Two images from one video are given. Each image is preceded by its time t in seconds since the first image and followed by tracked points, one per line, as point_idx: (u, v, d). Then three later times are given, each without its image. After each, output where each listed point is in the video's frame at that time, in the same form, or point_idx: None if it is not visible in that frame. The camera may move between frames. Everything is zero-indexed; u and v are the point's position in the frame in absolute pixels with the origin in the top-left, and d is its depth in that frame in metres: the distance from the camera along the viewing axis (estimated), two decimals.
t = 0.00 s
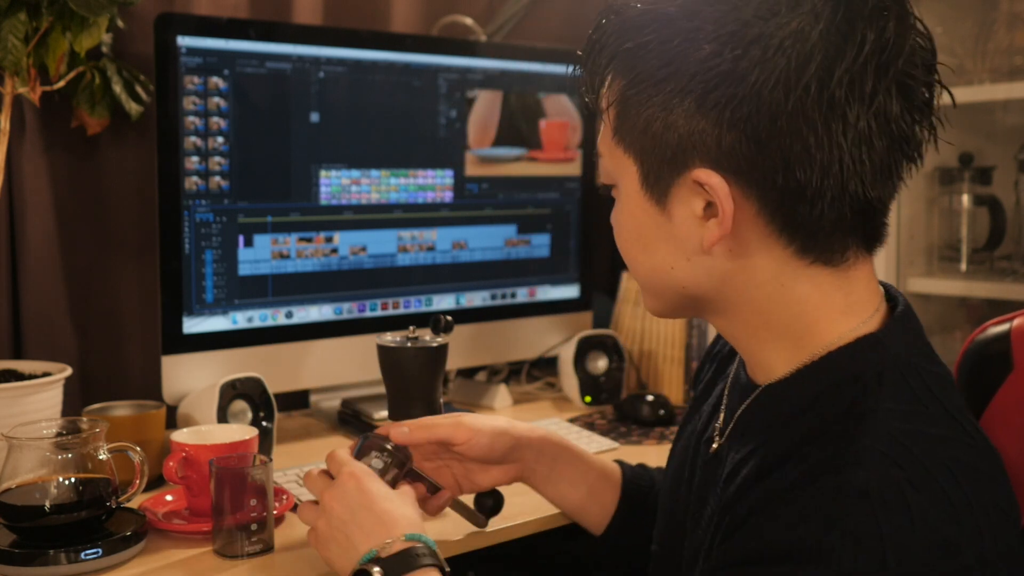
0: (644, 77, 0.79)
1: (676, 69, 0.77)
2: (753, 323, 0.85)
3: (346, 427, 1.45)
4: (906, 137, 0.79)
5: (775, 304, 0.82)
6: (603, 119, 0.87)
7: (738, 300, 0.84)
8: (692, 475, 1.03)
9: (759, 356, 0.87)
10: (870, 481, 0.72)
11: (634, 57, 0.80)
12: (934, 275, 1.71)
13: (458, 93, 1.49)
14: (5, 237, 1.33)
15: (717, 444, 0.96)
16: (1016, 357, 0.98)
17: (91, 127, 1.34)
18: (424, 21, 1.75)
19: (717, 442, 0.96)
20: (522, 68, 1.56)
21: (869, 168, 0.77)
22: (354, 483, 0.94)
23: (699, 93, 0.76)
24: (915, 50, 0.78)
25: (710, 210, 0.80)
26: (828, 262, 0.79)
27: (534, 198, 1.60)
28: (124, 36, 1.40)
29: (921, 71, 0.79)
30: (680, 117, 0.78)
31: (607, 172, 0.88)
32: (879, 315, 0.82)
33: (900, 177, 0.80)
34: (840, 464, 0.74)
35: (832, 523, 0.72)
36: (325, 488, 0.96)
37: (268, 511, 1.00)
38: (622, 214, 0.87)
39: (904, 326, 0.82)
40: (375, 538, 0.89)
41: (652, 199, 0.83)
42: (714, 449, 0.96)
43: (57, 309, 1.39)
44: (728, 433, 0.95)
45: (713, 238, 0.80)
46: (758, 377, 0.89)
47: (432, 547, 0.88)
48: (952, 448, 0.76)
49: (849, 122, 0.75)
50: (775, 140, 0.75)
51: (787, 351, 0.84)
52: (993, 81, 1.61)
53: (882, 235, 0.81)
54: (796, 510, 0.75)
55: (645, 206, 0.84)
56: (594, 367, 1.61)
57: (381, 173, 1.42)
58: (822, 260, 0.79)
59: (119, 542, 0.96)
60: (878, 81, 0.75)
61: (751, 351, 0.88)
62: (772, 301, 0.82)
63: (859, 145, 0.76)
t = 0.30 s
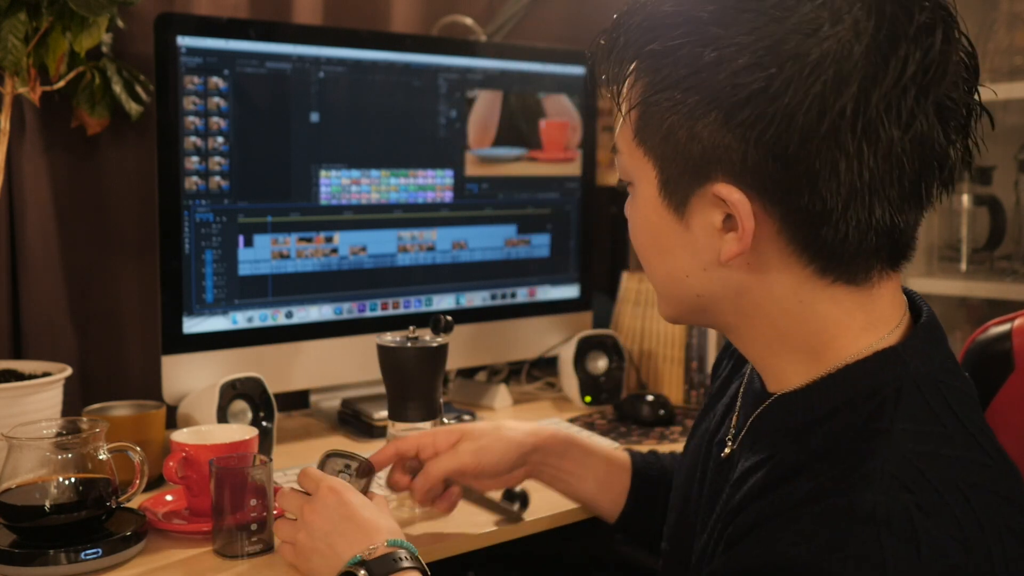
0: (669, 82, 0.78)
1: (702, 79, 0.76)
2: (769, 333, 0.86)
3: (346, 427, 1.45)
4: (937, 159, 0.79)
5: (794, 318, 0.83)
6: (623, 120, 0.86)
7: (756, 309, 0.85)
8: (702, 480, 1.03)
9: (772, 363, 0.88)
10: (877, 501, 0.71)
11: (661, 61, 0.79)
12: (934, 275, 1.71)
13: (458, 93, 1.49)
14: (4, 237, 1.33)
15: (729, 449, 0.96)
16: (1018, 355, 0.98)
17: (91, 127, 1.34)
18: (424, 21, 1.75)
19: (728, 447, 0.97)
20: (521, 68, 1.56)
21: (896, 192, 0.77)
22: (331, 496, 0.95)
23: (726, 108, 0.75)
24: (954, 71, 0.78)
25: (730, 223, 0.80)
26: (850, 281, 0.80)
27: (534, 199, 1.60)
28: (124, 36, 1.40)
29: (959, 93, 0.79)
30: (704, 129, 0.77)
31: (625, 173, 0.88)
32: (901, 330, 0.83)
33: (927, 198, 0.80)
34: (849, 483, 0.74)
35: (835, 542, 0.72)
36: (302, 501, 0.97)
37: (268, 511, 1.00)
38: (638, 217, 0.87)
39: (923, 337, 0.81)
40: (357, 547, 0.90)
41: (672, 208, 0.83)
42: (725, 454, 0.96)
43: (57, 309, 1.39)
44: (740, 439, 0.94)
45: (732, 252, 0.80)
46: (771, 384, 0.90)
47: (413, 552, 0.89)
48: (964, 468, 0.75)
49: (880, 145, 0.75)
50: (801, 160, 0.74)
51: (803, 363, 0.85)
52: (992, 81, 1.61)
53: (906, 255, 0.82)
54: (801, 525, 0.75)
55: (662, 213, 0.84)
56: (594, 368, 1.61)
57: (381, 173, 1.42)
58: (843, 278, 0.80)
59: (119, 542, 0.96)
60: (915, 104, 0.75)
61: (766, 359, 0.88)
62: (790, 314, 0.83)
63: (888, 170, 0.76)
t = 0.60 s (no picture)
0: (652, 85, 0.79)
1: (684, 83, 0.77)
2: (751, 334, 0.86)
3: (346, 427, 1.45)
4: (915, 166, 0.79)
5: (776, 322, 0.83)
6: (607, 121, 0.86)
7: (740, 312, 0.85)
8: (695, 484, 1.02)
9: (757, 366, 0.88)
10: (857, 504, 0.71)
11: (645, 64, 0.79)
12: (933, 275, 1.71)
13: (458, 93, 1.49)
14: (5, 237, 1.33)
15: (720, 452, 0.96)
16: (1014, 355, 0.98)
17: (91, 127, 1.34)
18: (424, 21, 1.75)
19: (718, 451, 0.97)
20: (521, 68, 1.56)
21: (874, 198, 0.77)
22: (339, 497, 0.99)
23: (705, 113, 0.76)
24: (935, 79, 0.78)
25: (710, 226, 0.80)
26: (832, 285, 0.80)
27: (534, 198, 1.60)
28: (124, 36, 1.40)
29: (940, 101, 0.79)
30: (684, 133, 0.77)
31: (608, 173, 0.88)
32: (884, 333, 0.83)
33: (905, 205, 0.80)
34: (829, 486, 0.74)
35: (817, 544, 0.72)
36: (312, 497, 1.00)
37: (268, 511, 1.00)
38: (621, 217, 0.87)
39: (913, 339, 0.82)
40: (368, 544, 0.94)
41: (653, 210, 0.83)
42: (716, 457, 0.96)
43: (57, 309, 1.39)
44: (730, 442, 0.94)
45: (710, 256, 0.80)
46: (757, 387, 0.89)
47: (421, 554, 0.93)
48: (948, 471, 0.75)
49: (858, 151, 0.75)
50: (778, 166, 0.75)
51: (785, 366, 0.85)
52: (992, 81, 1.61)
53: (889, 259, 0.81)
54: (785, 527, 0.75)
55: (644, 215, 0.84)
56: (594, 367, 1.61)
57: (381, 173, 1.42)
58: (824, 282, 0.80)
59: (119, 542, 0.96)
60: (894, 112, 0.75)
61: (751, 362, 0.88)
62: (773, 316, 0.83)
63: (866, 177, 0.76)
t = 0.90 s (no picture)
0: (640, 80, 0.79)
1: (672, 77, 0.78)
2: (739, 328, 0.85)
3: (347, 427, 1.45)
4: (895, 157, 0.80)
5: (765, 314, 0.83)
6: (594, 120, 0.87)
7: (728, 306, 0.84)
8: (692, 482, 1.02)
9: (749, 360, 0.87)
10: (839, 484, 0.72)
11: (633, 60, 0.80)
12: (933, 275, 1.71)
13: (458, 93, 1.49)
14: (5, 237, 1.33)
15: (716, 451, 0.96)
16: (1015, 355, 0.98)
17: (91, 127, 1.34)
18: (424, 21, 1.75)
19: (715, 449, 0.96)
20: (522, 68, 1.56)
21: (857, 188, 0.77)
22: (351, 492, 1.01)
23: (694, 104, 0.76)
24: (910, 74, 0.79)
25: (698, 218, 0.80)
26: (819, 275, 0.80)
27: (534, 198, 1.60)
28: (124, 36, 1.40)
29: (915, 95, 0.80)
30: (674, 125, 0.78)
31: (595, 173, 0.88)
32: (870, 324, 0.83)
33: (887, 197, 0.81)
34: (812, 469, 0.74)
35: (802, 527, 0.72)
36: (321, 486, 1.02)
37: (268, 511, 1.00)
38: (608, 215, 0.86)
39: (911, 338, 0.82)
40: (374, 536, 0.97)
41: (641, 205, 0.83)
42: (712, 456, 0.96)
43: (57, 309, 1.39)
44: (725, 439, 0.94)
45: (699, 247, 0.80)
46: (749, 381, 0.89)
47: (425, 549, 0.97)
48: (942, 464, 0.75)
49: (841, 140, 0.75)
50: (766, 155, 0.75)
51: (775, 359, 0.85)
52: (993, 81, 1.61)
53: (874, 248, 0.82)
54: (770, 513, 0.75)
55: (632, 210, 0.84)
56: (594, 367, 1.61)
57: (381, 173, 1.42)
58: (811, 271, 0.80)
59: (119, 542, 0.96)
60: (873, 102, 0.76)
61: (743, 357, 0.88)
62: (760, 308, 0.82)
63: (848, 166, 0.76)
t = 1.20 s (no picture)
0: (666, 62, 0.80)
1: (699, 56, 0.78)
2: (740, 315, 0.85)
3: (346, 427, 1.45)
4: (908, 153, 0.81)
5: (770, 299, 0.83)
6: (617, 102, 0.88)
7: (735, 292, 0.84)
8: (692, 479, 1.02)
9: (748, 350, 0.87)
10: (835, 461, 0.72)
11: (661, 41, 0.81)
12: (933, 275, 1.71)
13: (458, 92, 1.49)
14: (5, 237, 1.33)
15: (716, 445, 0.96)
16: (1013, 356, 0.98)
17: (91, 127, 1.34)
18: (424, 21, 1.75)
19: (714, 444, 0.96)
20: (522, 68, 1.56)
21: (871, 177, 0.78)
22: (366, 483, 0.99)
23: (721, 82, 0.77)
24: (926, 74, 0.81)
25: (717, 197, 0.80)
26: (827, 259, 0.81)
27: (534, 198, 1.60)
28: (124, 36, 1.40)
29: (931, 95, 0.82)
30: (699, 103, 0.78)
31: (614, 155, 0.89)
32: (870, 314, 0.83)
33: (897, 191, 0.82)
34: (810, 449, 0.74)
35: (800, 504, 0.72)
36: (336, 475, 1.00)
37: (268, 512, 1.00)
38: (624, 195, 0.87)
39: (911, 338, 0.82)
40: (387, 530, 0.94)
41: (661, 185, 0.83)
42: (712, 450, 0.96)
43: (57, 310, 1.39)
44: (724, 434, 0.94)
45: (716, 225, 0.80)
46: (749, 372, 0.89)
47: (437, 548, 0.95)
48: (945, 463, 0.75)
49: (861, 127, 0.76)
50: (791, 133, 0.76)
51: (776, 346, 0.85)
52: (993, 81, 1.61)
53: (875, 242, 0.83)
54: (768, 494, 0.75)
55: (650, 189, 0.84)
56: (594, 367, 1.61)
57: (381, 173, 1.42)
58: (819, 256, 0.80)
59: (119, 542, 0.96)
60: (893, 93, 0.77)
61: (744, 347, 0.87)
62: (763, 293, 0.82)
63: (865, 154, 0.77)
